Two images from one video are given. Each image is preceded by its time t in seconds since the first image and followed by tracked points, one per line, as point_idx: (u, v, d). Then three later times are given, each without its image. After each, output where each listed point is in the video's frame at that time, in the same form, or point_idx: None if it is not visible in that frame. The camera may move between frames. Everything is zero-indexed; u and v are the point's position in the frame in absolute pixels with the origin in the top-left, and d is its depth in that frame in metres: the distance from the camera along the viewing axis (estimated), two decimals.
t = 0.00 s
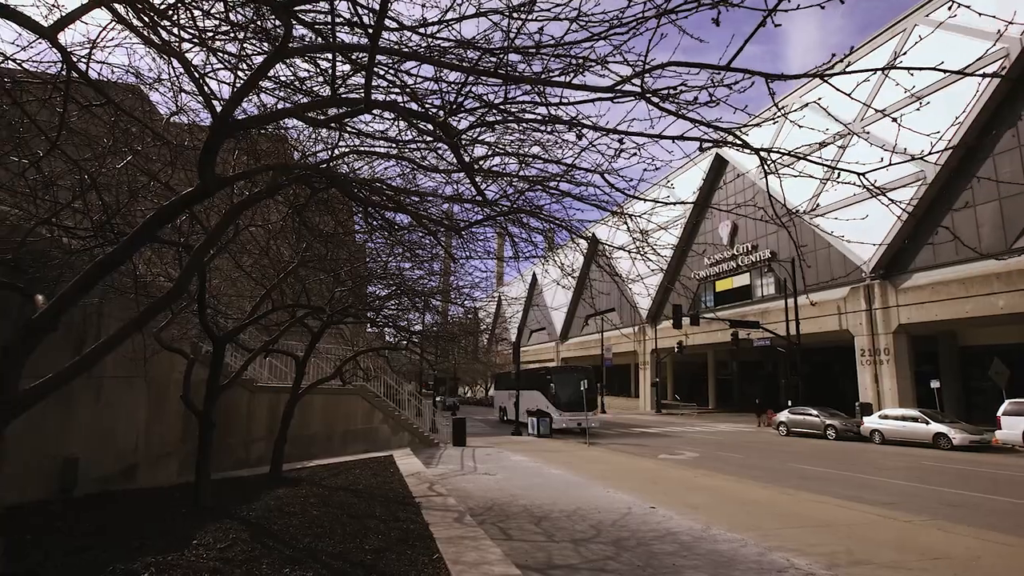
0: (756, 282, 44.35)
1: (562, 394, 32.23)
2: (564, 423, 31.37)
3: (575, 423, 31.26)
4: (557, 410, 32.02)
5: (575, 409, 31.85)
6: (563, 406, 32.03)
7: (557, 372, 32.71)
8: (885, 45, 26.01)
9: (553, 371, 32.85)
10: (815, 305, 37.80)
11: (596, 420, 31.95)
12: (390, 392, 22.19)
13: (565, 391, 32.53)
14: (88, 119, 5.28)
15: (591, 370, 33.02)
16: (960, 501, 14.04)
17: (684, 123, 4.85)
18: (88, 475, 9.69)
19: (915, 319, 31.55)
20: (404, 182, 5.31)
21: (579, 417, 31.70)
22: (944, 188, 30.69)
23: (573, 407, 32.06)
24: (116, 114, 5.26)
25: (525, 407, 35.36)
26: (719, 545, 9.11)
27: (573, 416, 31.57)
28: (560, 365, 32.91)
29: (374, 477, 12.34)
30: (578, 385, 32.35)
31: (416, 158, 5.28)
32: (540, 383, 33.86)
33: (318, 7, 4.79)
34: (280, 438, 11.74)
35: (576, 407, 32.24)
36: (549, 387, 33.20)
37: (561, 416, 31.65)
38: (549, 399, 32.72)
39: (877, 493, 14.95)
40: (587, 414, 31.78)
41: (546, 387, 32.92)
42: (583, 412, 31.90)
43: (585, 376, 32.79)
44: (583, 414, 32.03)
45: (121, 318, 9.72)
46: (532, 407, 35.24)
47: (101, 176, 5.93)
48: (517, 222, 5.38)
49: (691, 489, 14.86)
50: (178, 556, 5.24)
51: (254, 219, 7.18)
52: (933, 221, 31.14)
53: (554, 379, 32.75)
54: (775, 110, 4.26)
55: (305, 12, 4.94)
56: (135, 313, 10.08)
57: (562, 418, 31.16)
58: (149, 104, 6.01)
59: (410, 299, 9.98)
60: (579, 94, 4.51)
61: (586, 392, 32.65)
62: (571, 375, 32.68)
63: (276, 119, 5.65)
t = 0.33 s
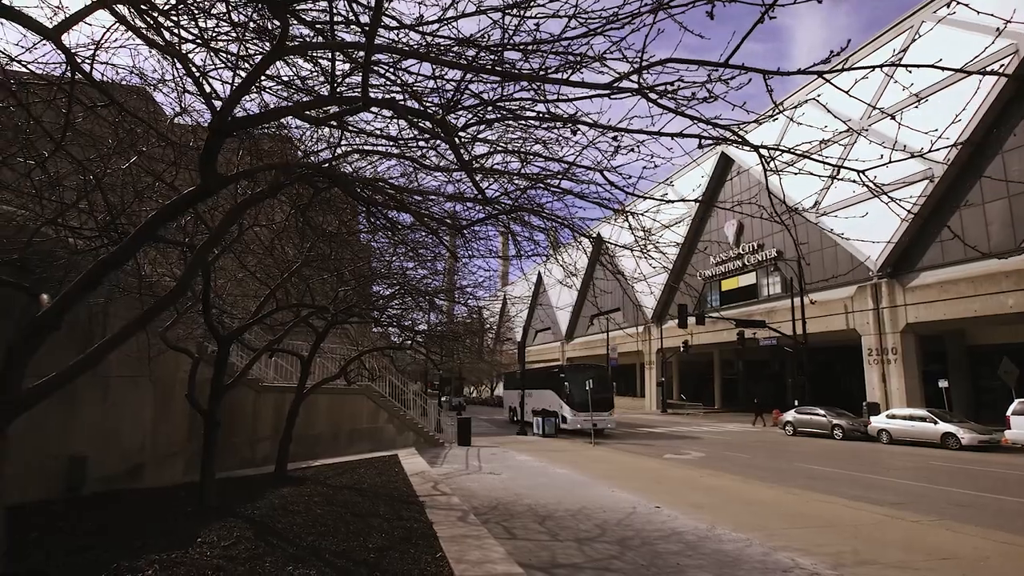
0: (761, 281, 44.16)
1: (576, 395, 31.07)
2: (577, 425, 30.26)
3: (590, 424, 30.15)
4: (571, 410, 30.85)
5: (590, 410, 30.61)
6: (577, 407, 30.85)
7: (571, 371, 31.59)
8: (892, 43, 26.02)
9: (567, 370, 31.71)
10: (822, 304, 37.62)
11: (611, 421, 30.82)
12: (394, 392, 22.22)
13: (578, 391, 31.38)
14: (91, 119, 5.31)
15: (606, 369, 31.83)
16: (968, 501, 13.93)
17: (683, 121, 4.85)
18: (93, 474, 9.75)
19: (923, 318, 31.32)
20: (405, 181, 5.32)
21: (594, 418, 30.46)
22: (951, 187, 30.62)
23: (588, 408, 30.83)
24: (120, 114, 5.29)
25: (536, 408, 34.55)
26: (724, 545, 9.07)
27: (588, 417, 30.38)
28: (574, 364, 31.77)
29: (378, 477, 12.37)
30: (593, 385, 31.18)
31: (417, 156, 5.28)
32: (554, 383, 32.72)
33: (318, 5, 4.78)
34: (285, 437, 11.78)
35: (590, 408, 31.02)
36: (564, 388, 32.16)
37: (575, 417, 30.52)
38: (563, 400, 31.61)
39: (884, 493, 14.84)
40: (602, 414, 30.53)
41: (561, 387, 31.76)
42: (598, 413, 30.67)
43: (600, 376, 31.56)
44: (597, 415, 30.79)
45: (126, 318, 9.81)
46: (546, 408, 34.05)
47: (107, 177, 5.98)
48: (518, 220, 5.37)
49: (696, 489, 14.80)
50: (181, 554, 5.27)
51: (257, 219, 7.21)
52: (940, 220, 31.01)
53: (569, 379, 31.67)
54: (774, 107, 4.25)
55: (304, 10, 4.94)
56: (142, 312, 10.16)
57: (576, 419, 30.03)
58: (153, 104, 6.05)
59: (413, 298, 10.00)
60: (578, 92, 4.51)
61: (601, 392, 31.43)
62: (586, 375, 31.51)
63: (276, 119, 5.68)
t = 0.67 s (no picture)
0: (766, 280, 44.02)
1: (590, 393, 29.18)
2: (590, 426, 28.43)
3: (604, 425, 28.38)
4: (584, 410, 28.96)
5: (603, 410, 28.64)
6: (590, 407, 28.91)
7: (585, 368, 29.71)
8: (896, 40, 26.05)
9: (582, 367, 29.85)
10: (826, 302, 37.48)
11: (625, 422, 28.98)
12: (397, 391, 22.20)
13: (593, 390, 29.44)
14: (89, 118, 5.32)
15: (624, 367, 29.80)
16: (972, 501, 13.83)
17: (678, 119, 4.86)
18: (95, 473, 9.81)
19: (928, 317, 31.14)
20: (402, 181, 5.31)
21: (609, 418, 28.61)
22: (956, 185, 30.55)
23: (602, 407, 28.86)
24: (119, 113, 5.29)
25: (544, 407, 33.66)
26: (726, 544, 9.02)
27: (602, 417, 28.51)
28: (588, 361, 29.89)
29: (380, 476, 12.39)
30: (609, 383, 29.17)
31: (413, 154, 5.27)
32: (569, 381, 30.90)
33: (312, 3, 4.78)
34: (287, 438, 11.82)
35: (605, 407, 29.02)
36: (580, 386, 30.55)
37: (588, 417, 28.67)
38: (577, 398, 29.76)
39: (888, 494, 14.72)
40: (617, 415, 28.61)
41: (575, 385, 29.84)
42: (613, 413, 28.77)
43: (617, 374, 29.46)
44: (612, 415, 28.93)
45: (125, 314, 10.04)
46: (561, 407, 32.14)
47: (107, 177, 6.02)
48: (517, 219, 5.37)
49: (699, 489, 14.73)
50: (181, 552, 5.29)
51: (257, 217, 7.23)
52: (945, 218, 30.89)
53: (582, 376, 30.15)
54: (769, 103, 4.21)
55: (297, 9, 4.94)
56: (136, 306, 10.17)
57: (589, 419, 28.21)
58: (152, 104, 6.08)
59: (416, 298, 10.01)
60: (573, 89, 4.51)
61: (617, 391, 29.46)
62: (602, 372, 29.47)
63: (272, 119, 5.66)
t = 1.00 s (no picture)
0: (767, 279, 43.93)
1: (602, 394, 27.75)
2: (603, 428, 27.09)
3: (618, 427, 27.14)
4: (595, 411, 27.51)
5: (617, 411, 27.32)
6: (602, 408, 27.50)
7: (596, 367, 28.25)
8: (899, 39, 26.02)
9: (592, 365, 28.39)
10: (827, 302, 37.39)
11: (640, 424, 27.94)
12: (397, 390, 22.18)
13: (605, 390, 28.03)
14: (85, 117, 5.32)
15: (636, 366, 28.39)
16: (974, 500, 13.77)
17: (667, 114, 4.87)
18: (95, 473, 9.81)
19: (930, 316, 31.04)
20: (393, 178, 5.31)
21: (623, 420, 27.39)
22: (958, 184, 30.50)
23: (615, 408, 27.51)
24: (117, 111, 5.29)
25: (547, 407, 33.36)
26: (726, 544, 8.99)
27: (615, 419, 27.22)
28: (599, 359, 28.42)
29: (379, 475, 12.40)
30: (621, 383, 27.80)
31: (404, 150, 5.26)
32: (579, 381, 29.44)
33: None
34: (287, 437, 11.83)
35: (618, 408, 27.66)
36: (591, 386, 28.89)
37: (601, 418, 27.26)
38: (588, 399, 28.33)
39: (890, 493, 14.62)
40: (632, 416, 27.41)
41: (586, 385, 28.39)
42: (627, 414, 27.52)
43: (630, 372, 28.07)
44: (627, 417, 27.74)
45: (124, 312, 10.09)
46: (570, 409, 30.65)
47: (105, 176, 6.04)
48: (511, 215, 5.35)
49: (700, 489, 14.68)
50: (177, 549, 5.30)
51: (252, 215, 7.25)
52: (948, 217, 30.84)
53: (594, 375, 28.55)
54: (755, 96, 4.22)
55: (285, 4, 4.93)
56: (136, 305, 10.26)
57: (602, 421, 26.88)
58: (149, 103, 6.10)
59: (414, 297, 9.99)
60: (560, 82, 4.49)
61: (629, 391, 28.11)
62: (614, 371, 28.06)
63: (262, 116, 5.65)
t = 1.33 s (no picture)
0: (768, 279, 43.82)
1: (615, 394, 26.39)
2: (617, 430, 25.75)
3: (631, 429, 25.86)
4: (609, 413, 26.13)
5: (630, 412, 26.00)
6: (615, 408, 26.14)
7: (609, 365, 26.92)
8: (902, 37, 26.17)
9: (605, 364, 27.08)
10: (828, 301, 37.32)
11: (654, 426, 26.73)
12: (397, 389, 22.16)
13: (618, 391, 26.70)
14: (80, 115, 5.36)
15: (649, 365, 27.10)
16: (975, 500, 13.70)
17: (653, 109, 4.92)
18: (95, 471, 9.83)
19: (931, 316, 30.98)
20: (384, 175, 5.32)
21: (637, 422, 26.09)
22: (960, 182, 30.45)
23: (628, 409, 26.20)
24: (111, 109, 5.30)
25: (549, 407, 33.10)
26: (722, 542, 8.98)
27: (628, 421, 25.92)
28: (612, 359, 27.14)
29: (378, 474, 12.42)
30: (635, 382, 26.50)
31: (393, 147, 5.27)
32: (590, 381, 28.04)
33: None
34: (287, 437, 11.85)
35: (631, 409, 26.33)
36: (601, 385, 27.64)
37: (614, 420, 25.91)
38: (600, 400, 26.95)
39: (890, 493, 14.54)
40: (645, 418, 26.12)
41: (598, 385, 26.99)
42: (641, 416, 26.22)
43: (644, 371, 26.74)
44: (640, 418, 26.46)
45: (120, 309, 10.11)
46: (581, 412, 29.21)
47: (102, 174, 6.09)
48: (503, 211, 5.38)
49: (700, 488, 14.62)
50: (170, 546, 5.32)
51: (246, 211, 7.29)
52: (949, 217, 30.87)
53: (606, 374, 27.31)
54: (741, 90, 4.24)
55: None
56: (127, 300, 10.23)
57: (615, 422, 25.56)
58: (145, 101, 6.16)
59: (412, 295, 10.03)
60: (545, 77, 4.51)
61: (642, 392, 26.83)
62: (627, 370, 26.78)
63: (250, 112, 5.66)
